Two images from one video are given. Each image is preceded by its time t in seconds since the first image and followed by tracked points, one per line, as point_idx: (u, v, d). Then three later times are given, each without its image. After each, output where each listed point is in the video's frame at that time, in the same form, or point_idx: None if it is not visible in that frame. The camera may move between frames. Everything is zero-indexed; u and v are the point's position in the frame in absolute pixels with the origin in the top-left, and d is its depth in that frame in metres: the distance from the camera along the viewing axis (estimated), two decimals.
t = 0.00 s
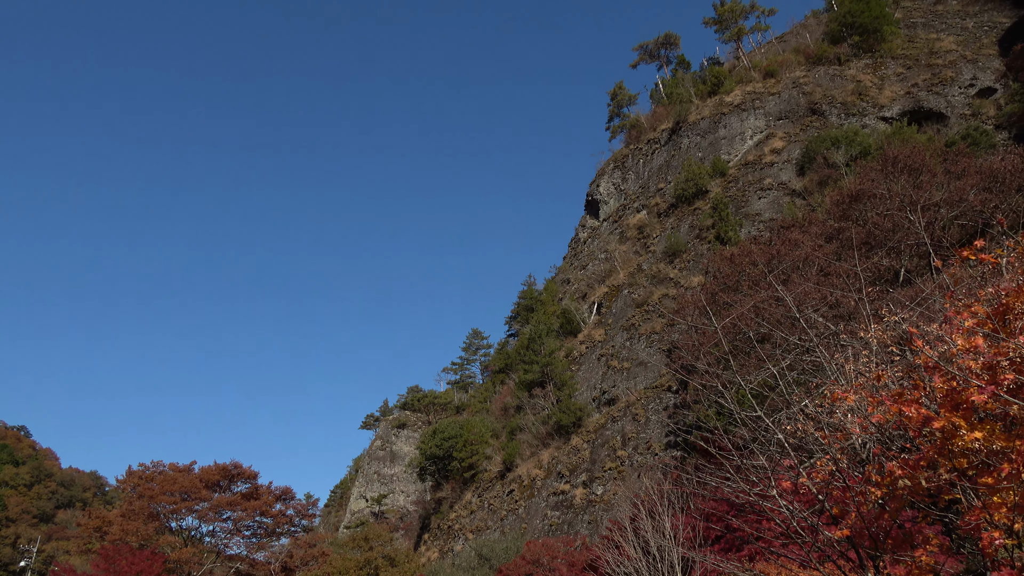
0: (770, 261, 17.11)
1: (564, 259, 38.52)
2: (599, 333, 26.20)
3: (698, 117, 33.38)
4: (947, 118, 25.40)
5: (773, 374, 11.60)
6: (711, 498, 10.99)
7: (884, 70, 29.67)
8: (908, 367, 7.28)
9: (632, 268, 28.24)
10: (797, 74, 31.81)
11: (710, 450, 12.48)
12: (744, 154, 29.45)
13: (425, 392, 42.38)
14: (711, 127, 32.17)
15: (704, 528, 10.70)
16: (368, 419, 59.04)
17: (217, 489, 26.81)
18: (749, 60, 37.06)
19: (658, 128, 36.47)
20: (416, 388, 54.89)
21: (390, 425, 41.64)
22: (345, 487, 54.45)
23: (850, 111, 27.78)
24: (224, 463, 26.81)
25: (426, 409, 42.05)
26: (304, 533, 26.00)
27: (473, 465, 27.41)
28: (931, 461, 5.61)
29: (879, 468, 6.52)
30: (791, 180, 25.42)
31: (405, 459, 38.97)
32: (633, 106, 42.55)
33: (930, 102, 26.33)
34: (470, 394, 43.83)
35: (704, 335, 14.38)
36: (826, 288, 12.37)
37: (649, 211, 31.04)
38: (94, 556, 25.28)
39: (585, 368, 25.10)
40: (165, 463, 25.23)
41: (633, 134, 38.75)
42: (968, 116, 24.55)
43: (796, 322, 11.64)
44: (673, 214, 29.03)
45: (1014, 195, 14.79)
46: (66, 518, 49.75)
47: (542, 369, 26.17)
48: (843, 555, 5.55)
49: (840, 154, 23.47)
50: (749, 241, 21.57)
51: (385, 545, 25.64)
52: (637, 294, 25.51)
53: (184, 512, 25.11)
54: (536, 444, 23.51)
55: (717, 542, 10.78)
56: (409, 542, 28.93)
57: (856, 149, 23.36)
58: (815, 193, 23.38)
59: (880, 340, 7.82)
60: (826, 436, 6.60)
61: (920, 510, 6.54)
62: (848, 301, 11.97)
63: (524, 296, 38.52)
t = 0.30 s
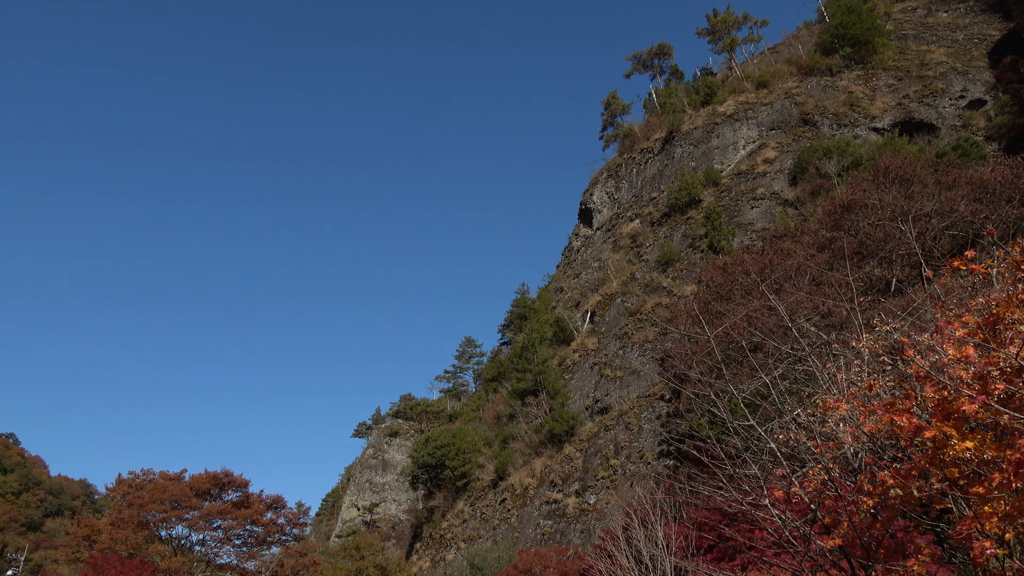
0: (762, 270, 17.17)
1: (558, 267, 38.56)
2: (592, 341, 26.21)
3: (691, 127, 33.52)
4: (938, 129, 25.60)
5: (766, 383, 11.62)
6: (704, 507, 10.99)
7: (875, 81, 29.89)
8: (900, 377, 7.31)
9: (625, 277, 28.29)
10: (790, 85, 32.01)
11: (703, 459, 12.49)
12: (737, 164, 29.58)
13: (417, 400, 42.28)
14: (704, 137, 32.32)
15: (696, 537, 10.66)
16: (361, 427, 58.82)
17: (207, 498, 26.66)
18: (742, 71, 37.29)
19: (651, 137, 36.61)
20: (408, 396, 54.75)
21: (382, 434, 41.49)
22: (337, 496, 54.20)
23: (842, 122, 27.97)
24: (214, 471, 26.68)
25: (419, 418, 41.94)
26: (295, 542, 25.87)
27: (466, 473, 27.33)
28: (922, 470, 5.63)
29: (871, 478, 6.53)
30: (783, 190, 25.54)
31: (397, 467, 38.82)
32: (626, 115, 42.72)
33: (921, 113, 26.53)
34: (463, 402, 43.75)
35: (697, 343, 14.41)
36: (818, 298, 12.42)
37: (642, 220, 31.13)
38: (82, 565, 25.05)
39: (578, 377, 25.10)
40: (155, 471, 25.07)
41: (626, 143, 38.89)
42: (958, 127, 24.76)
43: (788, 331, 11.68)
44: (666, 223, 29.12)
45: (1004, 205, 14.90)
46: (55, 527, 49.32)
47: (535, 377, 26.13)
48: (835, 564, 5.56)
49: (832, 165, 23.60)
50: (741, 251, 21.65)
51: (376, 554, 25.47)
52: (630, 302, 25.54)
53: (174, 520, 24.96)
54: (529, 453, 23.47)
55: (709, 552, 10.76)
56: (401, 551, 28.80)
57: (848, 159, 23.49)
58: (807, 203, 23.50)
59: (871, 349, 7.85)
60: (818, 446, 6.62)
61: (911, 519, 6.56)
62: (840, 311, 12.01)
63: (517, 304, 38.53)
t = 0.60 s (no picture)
0: (754, 279, 17.21)
1: (551, 275, 38.58)
2: (585, 350, 26.21)
3: (684, 136, 33.66)
4: (929, 140, 25.80)
5: (758, 392, 11.64)
6: (696, 516, 10.98)
7: (867, 93, 30.10)
8: (891, 387, 7.33)
9: (618, 285, 28.32)
10: (782, 95, 32.20)
11: (695, 468, 12.49)
12: (729, 174, 29.71)
13: (410, 408, 42.16)
14: (696, 147, 32.45)
15: (688, 546, 10.65)
16: (353, 435, 58.56)
17: (197, 506, 26.50)
18: (735, 81, 37.51)
19: (645, 147, 36.75)
20: (401, 404, 54.57)
21: (374, 442, 41.32)
22: (328, 505, 53.92)
23: (834, 133, 28.15)
24: (205, 479, 26.55)
25: (411, 426, 41.80)
26: (286, 551, 25.71)
27: (458, 482, 27.24)
28: (914, 479, 5.64)
29: (863, 487, 6.55)
30: (776, 199, 25.66)
31: (389, 475, 38.64)
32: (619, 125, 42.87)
33: (912, 124, 26.71)
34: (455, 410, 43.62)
35: (690, 352, 14.43)
36: (810, 307, 12.46)
37: (635, 229, 31.19)
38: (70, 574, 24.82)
39: (571, 386, 25.08)
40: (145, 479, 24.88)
41: (619, 152, 39.02)
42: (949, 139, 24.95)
43: (781, 340, 11.70)
44: (659, 232, 29.20)
45: (994, 216, 15.00)
46: (43, 535, 48.87)
47: (528, 386, 26.09)
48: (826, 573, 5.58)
49: (824, 175, 23.72)
50: (734, 260, 21.72)
51: (367, 563, 25.35)
52: (623, 311, 25.57)
53: (164, 529, 24.79)
54: (521, 462, 23.42)
55: (701, 561, 10.74)
56: (392, 560, 28.65)
57: (839, 170, 23.62)
58: (799, 213, 23.61)
59: (863, 359, 7.87)
60: (810, 454, 6.64)
61: (903, 528, 6.57)
62: (832, 320, 12.06)
63: (509, 312, 38.50)
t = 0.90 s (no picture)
0: (747, 288, 17.26)
1: (544, 283, 38.61)
2: (579, 358, 26.20)
3: (677, 145, 33.78)
4: (921, 150, 25.97)
5: (751, 401, 11.66)
6: (689, 525, 10.97)
7: (859, 103, 30.30)
8: (883, 396, 7.35)
9: (612, 294, 28.35)
10: (775, 105, 32.38)
11: (688, 476, 12.48)
12: (723, 183, 29.81)
13: (403, 416, 42.03)
14: (690, 156, 32.57)
15: (681, 555, 10.63)
16: (345, 442, 58.34)
17: (188, 514, 26.37)
18: (728, 91, 37.72)
19: (638, 155, 36.87)
20: (394, 411, 54.39)
21: (366, 450, 41.16)
22: (320, 513, 53.64)
23: (826, 142, 28.31)
24: (196, 487, 26.41)
25: (404, 434, 41.65)
26: (277, 559, 25.57)
27: (451, 490, 27.14)
28: (906, 488, 5.65)
29: (855, 496, 6.57)
30: (769, 209, 25.76)
31: (381, 484, 38.47)
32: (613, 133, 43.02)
33: (903, 134, 26.88)
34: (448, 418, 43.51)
35: (683, 361, 14.44)
36: (803, 316, 12.50)
37: (629, 237, 31.25)
38: None
39: (564, 394, 25.07)
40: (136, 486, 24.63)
41: (613, 161, 39.14)
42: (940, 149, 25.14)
43: (773, 349, 11.72)
44: (653, 240, 29.26)
45: (985, 226, 15.10)
46: (31, 543, 48.42)
47: (522, 394, 26.04)
48: None
49: (817, 184, 23.84)
50: (727, 269, 21.78)
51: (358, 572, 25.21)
52: (617, 319, 25.60)
53: (154, 537, 24.64)
54: (514, 470, 23.37)
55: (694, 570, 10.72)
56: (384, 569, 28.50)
57: (832, 179, 23.75)
58: (792, 222, 23.71)
59: (855, 368, 7.89)
60: (803, 463, 6.64)
61: (895, 537, 6.58)
62: (824, 329, 12.08)
63: (503, 320, 38.47)
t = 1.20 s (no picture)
0: (740, 297, 17.31)
1: (537, 291, 38.61)
2: (571, 366, 26.19)
3: (670, 154, 33.89)
4: (911, 161, 26.16)
5: (743, 410, 11.67)
6: (681, 534, 10.97)
7: (850, 113, 30.50)
8: (874, 404, 7.37)
9: (605, 302, 28.38)
10: (767, 115, 32.56)
11: (680, 484, 12.50)
12: (715, 192, 29.93)
13: (394, 424, 41.90)
14: (683, 165, 32.68)
15: (673, 564, 10.62)
16: (337, 450, 58.06)
17: (178, 522, 26.25)
18: (720, 101, 37.92)
19: (631, 164, 36.99)
20: (386, 419, 54.19)
21: (358, 457, 40.98)
22: (310, 521, 53.30)
23: (818, 152, 28.48)
24: (185, 495, 26.31)
25: (396, 442, 41.48)
26: (267, 568, 25.41)
27: (442, 498, 27.01)
28: (897, 498, 5.67)
29: (847, 505, 6.57)
30: (761, 218, 25.86)
31: (373, 492, 38.28)
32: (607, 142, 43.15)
33: (894, 145, 27.06)
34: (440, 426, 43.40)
35: (675, 369, 14.47)
36: (794, 325, 12.54)
37: (622, 245, 31.32)
38: None
39: (557, 402, 25.04)
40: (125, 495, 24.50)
41: (606, 169, 39.25)
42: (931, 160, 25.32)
43: (766, 358, 11.75)
44: (645, 249, 29.32)
45: (975, 236, 15.20)
46: (18, 551, 47.92)
47: (514, 402, 25.98)
48: None
49: (809, 194, 23.96)
50: (719, 277, 21.85)
51: None
52: (610, 327, 25.63)
53: (143, 545, 24.53)
54: (506, 478, 23.31)
55: None
56: None
57: (823, 189, 23.87)
58: (784, 232, 23.82)
59: (847, 377, 7.91)
60: (794, 473, 6.66)
61: (886, 546, 6.59)
62: (816, 338, 12.12)
63: (496, 328, 38.45)
